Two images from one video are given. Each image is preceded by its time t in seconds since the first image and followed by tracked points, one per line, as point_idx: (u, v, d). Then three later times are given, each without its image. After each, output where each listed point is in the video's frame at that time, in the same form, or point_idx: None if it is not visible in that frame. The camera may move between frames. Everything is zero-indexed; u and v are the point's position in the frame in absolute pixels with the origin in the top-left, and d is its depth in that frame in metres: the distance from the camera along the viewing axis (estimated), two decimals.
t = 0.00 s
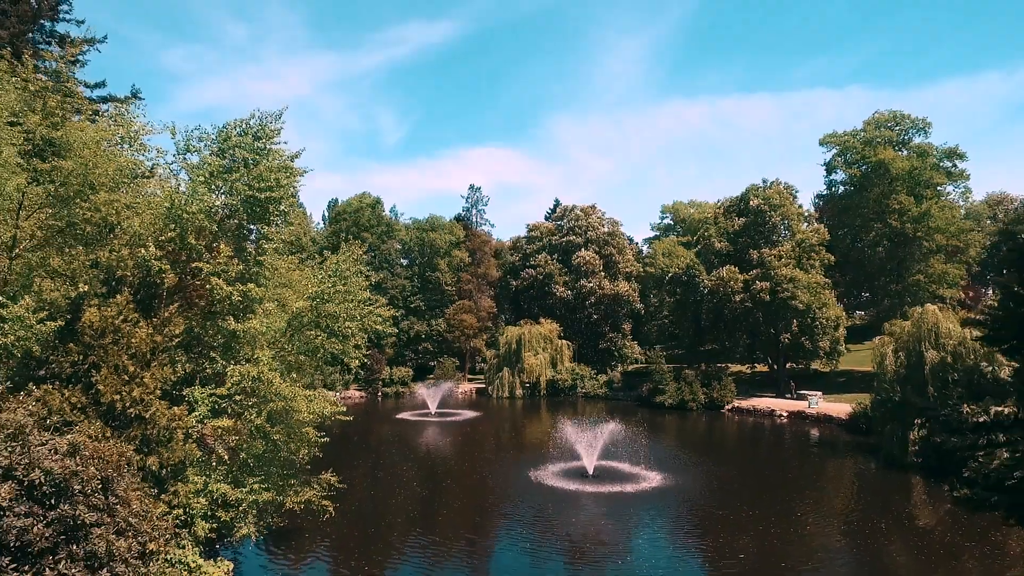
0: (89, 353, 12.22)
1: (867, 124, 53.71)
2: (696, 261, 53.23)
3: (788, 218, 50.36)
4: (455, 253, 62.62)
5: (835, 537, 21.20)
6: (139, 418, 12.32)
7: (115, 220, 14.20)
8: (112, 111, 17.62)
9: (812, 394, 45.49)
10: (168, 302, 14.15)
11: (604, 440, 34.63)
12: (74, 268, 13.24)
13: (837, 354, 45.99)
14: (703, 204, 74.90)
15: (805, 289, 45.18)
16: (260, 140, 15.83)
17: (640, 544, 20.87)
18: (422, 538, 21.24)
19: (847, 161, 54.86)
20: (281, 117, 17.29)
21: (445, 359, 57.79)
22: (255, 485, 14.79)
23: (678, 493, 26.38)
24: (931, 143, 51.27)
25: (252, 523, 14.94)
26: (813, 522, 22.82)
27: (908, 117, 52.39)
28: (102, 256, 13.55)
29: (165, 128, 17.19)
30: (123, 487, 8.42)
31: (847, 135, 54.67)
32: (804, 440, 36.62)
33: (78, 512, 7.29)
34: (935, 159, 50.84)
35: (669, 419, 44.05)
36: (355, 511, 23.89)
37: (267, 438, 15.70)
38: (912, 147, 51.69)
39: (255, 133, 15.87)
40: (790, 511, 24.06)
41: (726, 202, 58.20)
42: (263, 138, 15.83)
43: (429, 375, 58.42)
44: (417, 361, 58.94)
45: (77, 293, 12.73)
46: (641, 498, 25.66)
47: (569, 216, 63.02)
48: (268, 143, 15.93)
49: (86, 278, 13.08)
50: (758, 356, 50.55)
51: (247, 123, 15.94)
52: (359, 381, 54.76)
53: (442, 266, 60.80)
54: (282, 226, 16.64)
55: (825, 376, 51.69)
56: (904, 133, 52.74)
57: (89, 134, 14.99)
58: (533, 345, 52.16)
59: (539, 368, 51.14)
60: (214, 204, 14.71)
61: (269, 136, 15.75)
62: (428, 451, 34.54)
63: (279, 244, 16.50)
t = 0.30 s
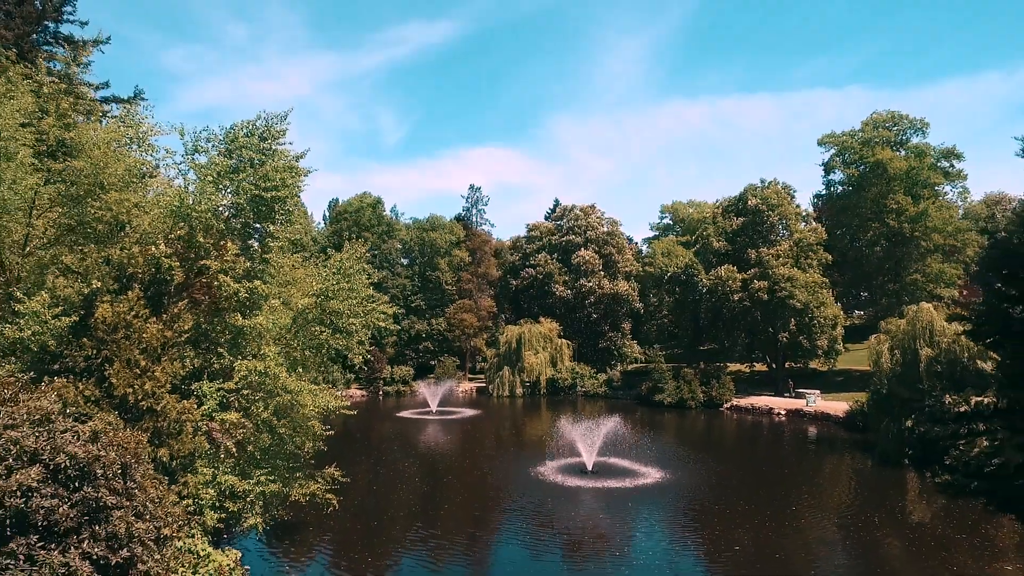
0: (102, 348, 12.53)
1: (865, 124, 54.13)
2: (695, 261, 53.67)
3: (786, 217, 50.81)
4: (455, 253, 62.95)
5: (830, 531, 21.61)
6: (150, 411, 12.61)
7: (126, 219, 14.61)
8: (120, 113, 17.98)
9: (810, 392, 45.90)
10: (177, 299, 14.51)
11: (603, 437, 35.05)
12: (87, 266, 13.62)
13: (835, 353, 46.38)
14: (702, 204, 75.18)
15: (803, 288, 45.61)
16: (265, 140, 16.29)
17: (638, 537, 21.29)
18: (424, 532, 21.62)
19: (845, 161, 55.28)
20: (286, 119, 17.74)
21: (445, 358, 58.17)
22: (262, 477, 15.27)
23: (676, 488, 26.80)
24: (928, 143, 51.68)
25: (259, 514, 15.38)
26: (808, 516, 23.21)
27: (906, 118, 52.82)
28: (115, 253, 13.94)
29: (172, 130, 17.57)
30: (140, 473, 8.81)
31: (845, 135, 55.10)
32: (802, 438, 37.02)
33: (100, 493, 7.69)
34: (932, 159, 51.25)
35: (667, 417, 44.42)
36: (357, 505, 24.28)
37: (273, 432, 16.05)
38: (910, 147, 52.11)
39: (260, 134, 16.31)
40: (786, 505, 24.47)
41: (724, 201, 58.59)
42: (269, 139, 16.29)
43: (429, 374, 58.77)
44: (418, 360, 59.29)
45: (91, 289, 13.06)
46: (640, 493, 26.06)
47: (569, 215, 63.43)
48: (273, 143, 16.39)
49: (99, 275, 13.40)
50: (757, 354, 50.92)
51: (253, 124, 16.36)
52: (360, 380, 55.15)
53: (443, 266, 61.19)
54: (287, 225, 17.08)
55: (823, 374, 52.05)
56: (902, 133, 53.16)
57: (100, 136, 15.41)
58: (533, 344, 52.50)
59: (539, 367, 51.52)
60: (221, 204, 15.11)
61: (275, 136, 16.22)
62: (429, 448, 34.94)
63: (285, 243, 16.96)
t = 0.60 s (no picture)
0: (114, 342, 12.88)
1: (864, 124, 54.55)
2: (694, 260, 54.11)
3: (784, 217, 51.24)
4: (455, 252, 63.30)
5: (824, 524, 22.02)
6: (161, 404, 12.98)
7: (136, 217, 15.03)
8: (128, 114, 18.37)
9: (808, 390, 46.25)
10: (186, 295, 14.90)
11: (602, 433, 35.43)
12: (99, 263, 14.02)
13: (832, 352, 46.74)
14: (702, 204, 75.53)
15: (800, 287, 46.03)
16: (271, 141, 16.72)
17: (636, 531, 21.65)
18: (425, 526, 22.03)
19: (843, 161, 55.71)
20: (291, 120, 18.15)
21: (445, 356, 58.54)
22: (269, 468, 15.62)
23: (674, 483, 27.21)
24: (926, 144, 52.09)
25: (265, 505, 15.72)
26: (804, 511, 23.61)
27: (904, 118, 53.24)
28: (126, 250, 14.35)
29: (179, 130, 17.96)
30: (156, 460, 9.20)
31: (843, 136, 55.52)
32: (799, 435, 37.40)
33: (121, 476, 8.08)
34: (930, 159, 51.67)
35: (666, 415, 44.75)
36: (359, 500, 24.69)
37: (279, 425, 16.41)
38: (908, 147, 52.52)
39: (266, 134, 16.72)
40: (782, 500, 24.87)
41: (723, 201, 58.95)
42: (275, 139, 16.73)
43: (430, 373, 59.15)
44: (418, 358, 59.68)
45: (102, 285, 13.45)
46: (638, 488, 26.44)
47: (569, 215, 63.81)
48: (279, 144, 16.81)
49: (111, 272, 13.77)
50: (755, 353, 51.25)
51: (259, 125, 16.76)
52: (361, 378, 55.55)
53: (443, 265, 61.55)
54: (293, 224, 17.48)
55: (821, 373, 52.37)
56: (900, 133, 53.59)
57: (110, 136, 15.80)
58: (532, 343, 52.86)
59: (539, 365, 51.87)
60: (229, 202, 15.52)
61: (280, 137, 16.64)
62: (430, 445, 35.35)
63: (290, 241, 17.34)
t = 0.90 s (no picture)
0: (126, 336, 13.28)
1: (862, 125, 54.96)
2: (693, 259, 54.55)
3: (782, 216, 51.69)
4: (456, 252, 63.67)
5: (819, 517, 22.42)
6: (171, 396, 13.34)
7: (147, 215, 15.45)
8: (135, 114, 18.77)
9: (806, 389, 46.64)
10: (195, 292, 15.29)
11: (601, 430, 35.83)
12: (111, 259, 14.43)
13: (830, 351, 47.11)
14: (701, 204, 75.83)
15: (798, 286, 46.43)
16: (277, 141, 17.07)
17: (634, 524, 22.05)
18: (426, 519, 22.41)
19: (841, 161, 56.16)
20: (296, 120, 18.53)
21: (445, 355, 58.91)
22: (274, 460, 15.98)
23: (672, 478, 27.62)
24: (923, 144, 52.50)
25: (271, 496, 16.08)
26: (799, 505, 24.03)
27: (902, 118, 53.66)
28: (137, 247, 14.76)
29: (185, 130, 18.35)
30: (172, 446, 9.57)
31: (841, 136, 55.94)
32: (796, 433, 37.80)
33: (139, 461, 8.42)
34: (928, 159, 52.07)
35: (665, 413, 45.14)
36: (361, 494, 25.08)
37: (284, 419, 16.77)
38: (906, 147, 52.94)
39: (272, 134, 17.09)
40: (778, 495, 25.28)
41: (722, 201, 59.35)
42: (280, 139, 17.07)
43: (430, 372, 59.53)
44: (418, 357, 60.09)
45: (114, 281, 13.84)
46: (637, 483, 26.82)
47: (569, 215, 64.21)
48: (284, 143, 17.17)
49: (122, 268, 14.18)
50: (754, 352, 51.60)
51: (265, 125, 17.14)
52: (362, 377, 55.94)
53: (444, 265, 61.92)
54: (299, 222, 17.84)
55: (820, 372, 52.71)
56: (898, 133, 54.02)
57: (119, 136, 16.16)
58: (533, 342, 53.22)
59: (539, 364, 52.23)
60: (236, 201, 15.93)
61: (285, 137, 17.00)
62: (430, 442, 35.74)
63: (295, 239, 17.70)
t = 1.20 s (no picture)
0: (136, 330, 13.65)
1: (860, 124, 55.34)
2: (691, 258, 54.95)
3: (780, 216, 52.12)
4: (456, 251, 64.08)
5: (814, 510, 22.81)
6: (180, 389, 13.71)
7: (156, 212, 15.89)
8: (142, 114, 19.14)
9: (803, 386, 47.02)
10: (203, 288, 15.69)
11: (599, 426, 36.28)
12: (122, 255, 14.85)
13: (828, 349, 47.51)
14: (701, 203, 76.19)
15: (796, 284, 46.85)
16: (282, 140, 17.45)
17: (632, 516, 22.44)
18: (427, 513, 22.80)
19: (839, 160, 56.60)
20: (300, 120, 18.92)
21: (446, 354, 59.29)
22: (280, 452, 16.33)
23: (669, 473, 28.04)
24: (921, 143, 52.88)
25: (277, 486, 16.43)
26: (795, 498, 24.40)
27: (899, 118, 54.08)
28: (147, 244, 15.11)
29: (192, 130, 18.75)
30: (185, 433, 9.96)
31: (840, 136, 56.36)
32: (794, 429, 38.21)
33: (155, 446, 8.81)
34: (925, 159, 52.45)
35: (664, 411, 45.50)
36: (363, 488, 25.47)
37: (289, 411, 17.11)
38: (903, 147, 53.37)
39: (278, 134, 17.48)
40: (774, 489, 25.69)
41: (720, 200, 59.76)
42: (285, 139, 17.44)
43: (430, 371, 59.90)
44: (419, 356, 60.46)
45: (125, 277, 14.23)
46: (635, 478, 27.25)
47: (569, 214, 64.62)
48: (289, 143, 17.54)
49: (133, 264, 14.57)
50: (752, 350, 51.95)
51: (271, 125, 17.53)
52: (363, 375, 56.33)
53: (444, 263, 62.30)
54: (303, 220, 18.21)
55: (818, 370, 53.09)
56: (896, 133, 54.39)
57: (128, 136, 16.54)
58: (533, 340, 53.60)
59: (539, 362, 52.61)
60: (243, 199, 16.35)
61: (291, 136, 17.37)
62: (431, 439, 36.14)
63: (300, 236, 18.10)
